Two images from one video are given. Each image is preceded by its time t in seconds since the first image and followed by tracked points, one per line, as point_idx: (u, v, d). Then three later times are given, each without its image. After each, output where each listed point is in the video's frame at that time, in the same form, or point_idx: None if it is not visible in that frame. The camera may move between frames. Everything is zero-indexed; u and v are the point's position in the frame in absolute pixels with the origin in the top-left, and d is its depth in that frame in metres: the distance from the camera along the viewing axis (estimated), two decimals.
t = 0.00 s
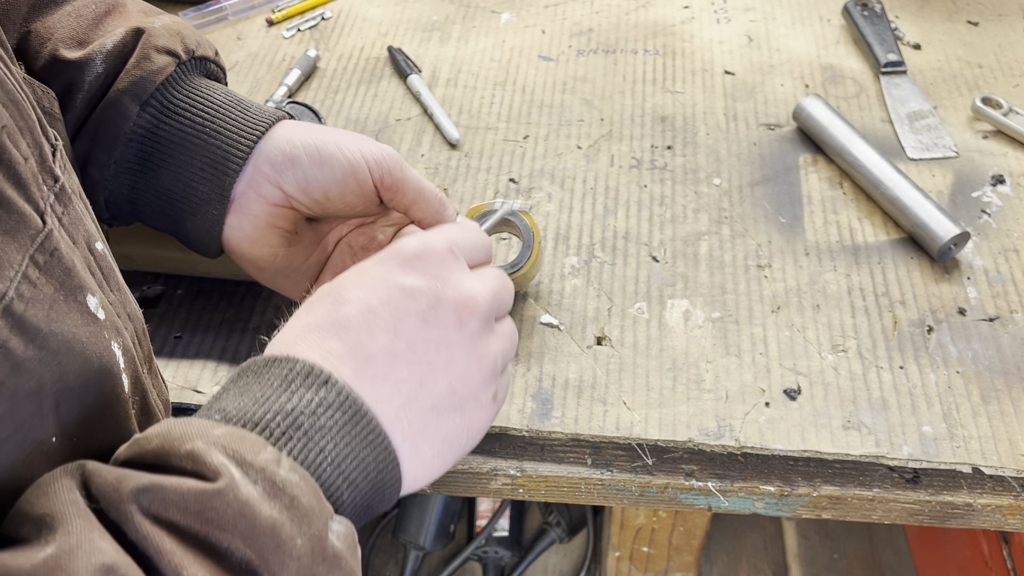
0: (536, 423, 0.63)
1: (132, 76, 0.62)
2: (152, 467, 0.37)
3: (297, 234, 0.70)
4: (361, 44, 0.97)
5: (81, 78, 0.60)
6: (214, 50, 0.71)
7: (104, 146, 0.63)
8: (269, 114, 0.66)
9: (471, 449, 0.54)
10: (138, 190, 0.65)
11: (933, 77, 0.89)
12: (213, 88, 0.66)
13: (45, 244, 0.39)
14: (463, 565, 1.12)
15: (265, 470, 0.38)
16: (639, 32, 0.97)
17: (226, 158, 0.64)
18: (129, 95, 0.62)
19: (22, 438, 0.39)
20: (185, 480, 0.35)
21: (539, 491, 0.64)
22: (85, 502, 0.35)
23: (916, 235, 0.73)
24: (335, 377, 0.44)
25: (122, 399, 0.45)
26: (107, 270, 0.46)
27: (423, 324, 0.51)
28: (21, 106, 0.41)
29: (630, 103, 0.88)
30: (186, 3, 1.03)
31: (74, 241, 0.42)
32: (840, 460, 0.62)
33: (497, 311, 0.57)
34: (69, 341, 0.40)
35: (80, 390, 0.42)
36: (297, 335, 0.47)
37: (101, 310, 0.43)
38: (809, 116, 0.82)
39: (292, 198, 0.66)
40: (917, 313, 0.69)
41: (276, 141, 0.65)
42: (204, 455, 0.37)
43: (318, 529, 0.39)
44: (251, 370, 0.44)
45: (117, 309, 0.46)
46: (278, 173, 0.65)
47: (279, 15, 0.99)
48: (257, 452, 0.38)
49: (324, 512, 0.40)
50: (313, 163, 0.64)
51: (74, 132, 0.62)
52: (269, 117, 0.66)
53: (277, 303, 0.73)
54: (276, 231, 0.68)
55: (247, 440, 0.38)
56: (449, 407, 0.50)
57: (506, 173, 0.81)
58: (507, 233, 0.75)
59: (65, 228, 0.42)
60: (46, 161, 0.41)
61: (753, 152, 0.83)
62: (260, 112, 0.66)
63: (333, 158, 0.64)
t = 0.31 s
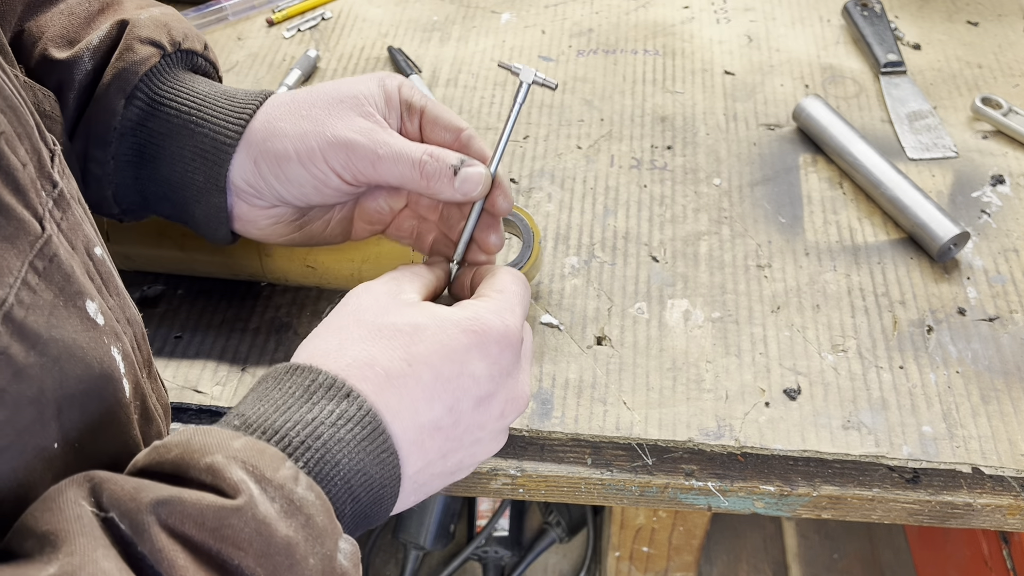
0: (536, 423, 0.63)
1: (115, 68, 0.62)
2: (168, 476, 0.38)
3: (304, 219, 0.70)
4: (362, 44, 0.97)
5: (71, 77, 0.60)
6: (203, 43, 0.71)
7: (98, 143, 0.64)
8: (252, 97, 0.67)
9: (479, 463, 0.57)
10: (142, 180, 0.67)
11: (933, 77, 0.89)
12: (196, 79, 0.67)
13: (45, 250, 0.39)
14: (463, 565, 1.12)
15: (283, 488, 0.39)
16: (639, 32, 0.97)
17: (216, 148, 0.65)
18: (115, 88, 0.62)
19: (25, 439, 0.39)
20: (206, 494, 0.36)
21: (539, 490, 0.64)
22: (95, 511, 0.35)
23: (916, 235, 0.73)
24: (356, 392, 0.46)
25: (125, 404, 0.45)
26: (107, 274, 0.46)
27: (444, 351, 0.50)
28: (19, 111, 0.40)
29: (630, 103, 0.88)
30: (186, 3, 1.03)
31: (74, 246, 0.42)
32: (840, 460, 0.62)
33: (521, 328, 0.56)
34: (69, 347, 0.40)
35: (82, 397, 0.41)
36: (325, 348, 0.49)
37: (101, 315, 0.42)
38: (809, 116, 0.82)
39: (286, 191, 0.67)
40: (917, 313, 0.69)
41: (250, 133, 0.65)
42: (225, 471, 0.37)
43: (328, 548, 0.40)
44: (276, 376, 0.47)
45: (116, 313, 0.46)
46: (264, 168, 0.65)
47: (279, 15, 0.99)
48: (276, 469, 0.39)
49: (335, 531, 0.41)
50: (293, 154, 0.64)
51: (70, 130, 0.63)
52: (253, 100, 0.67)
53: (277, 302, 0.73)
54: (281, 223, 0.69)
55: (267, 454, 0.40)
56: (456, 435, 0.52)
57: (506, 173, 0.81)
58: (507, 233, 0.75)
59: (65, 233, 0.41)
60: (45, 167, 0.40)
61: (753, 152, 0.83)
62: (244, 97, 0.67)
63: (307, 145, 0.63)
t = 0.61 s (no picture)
0: (536, 423, 0.63)
1: (132, 64, 0.62)
2: (142, 485, 0.38)
3: (301, 220, 0.71)
4: (362, 44, 0.97)
5: (83, 69, 0.60)
6: (213, 41, 0.71)
7: (107, 135, 0.63)
8: (267, 97, 0.68)
9: (485, 454, 0.56)
10: (145, 176, 0.67)
11: (933, 77, 0.89)
12: (210, 76, 0.68)
13: (39, 253, 0.39)
14: (463, 565, 1.12)
15: (253, 493, 0.38)
16: (639, 32, 0.97)
17: (228, 142, 0.65)
18: (130, 82, 0.63)
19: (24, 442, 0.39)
20: (169, 505, 0.36)
21: (539, 490, 0.64)
22: (74, 522, 0.35)
23: (916, 235, 0.73)
24: (333, 388, 0.46)
25: (120, 408, 0.44)
26: (102, 278, 0.46)
27: (404, 321, 0.50)
28: (15, 116, 0.40)
29: (630, 103, 0.88)
30: (186, 3, 1.03)
31: (68, 250, 0.42)
32: (840, 460, 0.62)
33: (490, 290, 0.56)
34: (66, 351, 0.40)
35: (80, 402, 0.41)
36: (294, 340, 0.49)
37: (96, 319, 0.43)
38: (810, 116, 0.82)
39: (287, 186, 0.68)
40: (917, 313, 0.69)
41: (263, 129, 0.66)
42: (191, 479, 0.37)
43: (306, 553, 0.39)
44: (254, 381, 0.47)
45: (112, 317, 0.46)
46: (267, 164, 0.66)
47: (279, 15, 0.99)
48: (246, 474, 0.39)
49: (316, 535, 0.40)
50: (299, 148, 0.65)
51: (76, 124, 0.63)
52: (267, 100, 0.68)
53: (278, 302, 0.73)
54: (278, 221, 0.69)
55: (237, 458, 0.39)
56: (443, 412, 0.51)
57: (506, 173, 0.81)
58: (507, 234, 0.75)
59: (59, 237, 0.41)
60: (39, 170, 0.41)
61: (753, 152, 0.83)
62: (257, 96, 0.68)
63: (315, 139, 0.65)
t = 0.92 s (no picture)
0: (536, 423, 0.63)
1: (152, 80, 0.63)
2: (145, 464, 0.38)
3: (301, 232, 0.72)
4: (362, 44, 0.97)
5: (100, 80, 0.61)
6: (228, 59, 0.71)
7: (120, 147, 0.64)
8: (280, 120, 0.68)
9: (492, 420, 0.57)
10: (151, 191, 0.67)
11: (933, 77, 0.89)
12: (226, 94, 0.67)
13: (51, 252, 0.40)
14: (463, 565, 1.12)
15: (254, 465, 0.39)
16: (639, 32, 0.97)
17: (240, 163, 0.65)
18: (150, 98, 0.63)
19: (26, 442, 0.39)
20: (170, 477, 0.36)
21: (539, 490, 0.64)
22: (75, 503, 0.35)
23: (916, 235, 0.73)
24: (331, 365, 0.47)
25: (128, 405, 0.45)
26: (109, 277, 0.47)
27: (383, 285, 0.53)
28: (26, 117, 0.41)
29: (630, 103, 0.88)
30: (186, 3, 1.03)
31: (77, 249, 0.43)
32: (840, 460, 0.62)
33: (466, 250, 0.58)
34: (76, 349, 0.40)
35: (88, 400, 0.42)
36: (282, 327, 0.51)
37: (104, 318, 0.43)
38: (810, 116, 0.82)
39: (296, 197, 0.68)
40: (917, 313, 0.69)
41: (282, 143, 0.66)
42: (192, 451, 0.38)
43: (310, 523, 0.40)
44: (252, 364, 0.48)
45: (119, 316, 0.46)
46: (282, 171, 0.66)
47: (279, 15, 0.99)
48: (247, 447, 0.40)
49: (318, 506, 0.41)
50: (317, 162, 0.66)
51: (88, 135, 0.63)
52: (280, 122, 0.67)
53: (278, 302, 0.73)
54: (280, 228, 0.70)
55: (238, 433, 0.40)
56: (433, 367, 0.52)
57: (506, 173, 0.81)
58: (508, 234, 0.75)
59: (69, 236, 0.42)
60: (50, 170, 0.42)
61: (753, 152, 0.83)
62: (271, 118, 0.68)
63: (335, 157, 0.66)
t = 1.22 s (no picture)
0: (536, 423, 0.63)
1: (160, 81, 0.63)
2: (168, 442, 0.41)
3: (310, 232, 0.72)
4: (362, 44, 0.97)
5: (107, 81, 0.61)
6: (235, 58, 0.70)
7: (128, 147, 0.64)
8: (287, 119, 0.68)
9: (502, 404, 0.59)
10: (159, 192, 0.66)
11: (933, 77, 0.89)
12: (234, 94, 0.67)
13: (65, 242, 0.40)
14: (463, 566, 1.12)
15: (276, 439, 0.42)
16: (639, 32, 0.97)
17: (249, 164, 0.65)
18: (158, 99, 0.63)
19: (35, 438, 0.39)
20: (196, 450, 0.39)
21: (539, 490, 0.64)
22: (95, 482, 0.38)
23: (916, 235, 0.73)
24: (347, 348, 0.50)
25: (140, 395, 0.46)
26: (118, 270, 0.47)
27: (397, 272, 0.55)
28: (37, 107, 0.42)
29: (630, 103, 0.88)
30: (186, 3, 1.03)
31: (88, 241, 0.44)
32: (840, 460, 0.62)
33: (478, 239, 0.61)
34: (91, 338, 0.41)
35: (103, 389, 0.43)
36: (298, 314, 0.53)
37: (116, 309, 0.44)
38: (809, 116, 0.82)
39: (306, 198, 0.68)
40: (917, 313, 0.69)
41: (291, 144, 0.66)
42: (216, 425, 0.41)
43: (330, 496, 0.43)
44: (270, 348, 0.50)
45: (129, 308, 0.47)
46: (292, 171, 0.66)
47: (279, 15, 0.99)
48: (269, 422, 0.43)
49: (337, 481, 0.44)
50: (327, 163, 0.67)
51: (97, 134, 0.63)
52: (287, 122, 0.67)
53: (280, 302, 0.73)
54: (290, 227, 0.70)
55: (260, 409, 0.43)
56: (445, 349, 0.55)
57: (506, 173, 0.81)
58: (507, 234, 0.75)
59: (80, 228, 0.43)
60: (61, 162, 0.43)
61: (753, 152, 0.83)
62: (278, 118, 0.68)
63: (346, 159, 0.67)
